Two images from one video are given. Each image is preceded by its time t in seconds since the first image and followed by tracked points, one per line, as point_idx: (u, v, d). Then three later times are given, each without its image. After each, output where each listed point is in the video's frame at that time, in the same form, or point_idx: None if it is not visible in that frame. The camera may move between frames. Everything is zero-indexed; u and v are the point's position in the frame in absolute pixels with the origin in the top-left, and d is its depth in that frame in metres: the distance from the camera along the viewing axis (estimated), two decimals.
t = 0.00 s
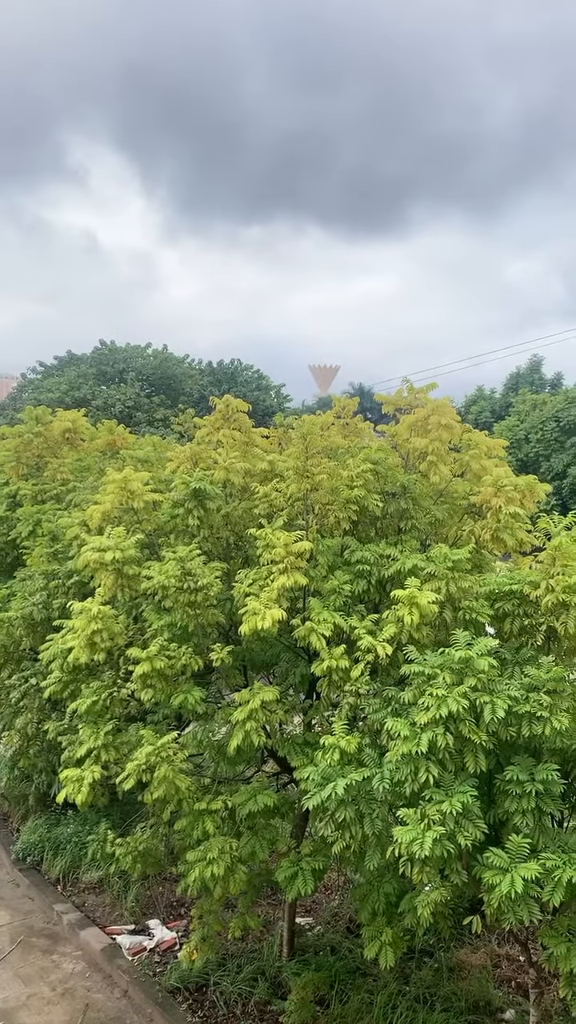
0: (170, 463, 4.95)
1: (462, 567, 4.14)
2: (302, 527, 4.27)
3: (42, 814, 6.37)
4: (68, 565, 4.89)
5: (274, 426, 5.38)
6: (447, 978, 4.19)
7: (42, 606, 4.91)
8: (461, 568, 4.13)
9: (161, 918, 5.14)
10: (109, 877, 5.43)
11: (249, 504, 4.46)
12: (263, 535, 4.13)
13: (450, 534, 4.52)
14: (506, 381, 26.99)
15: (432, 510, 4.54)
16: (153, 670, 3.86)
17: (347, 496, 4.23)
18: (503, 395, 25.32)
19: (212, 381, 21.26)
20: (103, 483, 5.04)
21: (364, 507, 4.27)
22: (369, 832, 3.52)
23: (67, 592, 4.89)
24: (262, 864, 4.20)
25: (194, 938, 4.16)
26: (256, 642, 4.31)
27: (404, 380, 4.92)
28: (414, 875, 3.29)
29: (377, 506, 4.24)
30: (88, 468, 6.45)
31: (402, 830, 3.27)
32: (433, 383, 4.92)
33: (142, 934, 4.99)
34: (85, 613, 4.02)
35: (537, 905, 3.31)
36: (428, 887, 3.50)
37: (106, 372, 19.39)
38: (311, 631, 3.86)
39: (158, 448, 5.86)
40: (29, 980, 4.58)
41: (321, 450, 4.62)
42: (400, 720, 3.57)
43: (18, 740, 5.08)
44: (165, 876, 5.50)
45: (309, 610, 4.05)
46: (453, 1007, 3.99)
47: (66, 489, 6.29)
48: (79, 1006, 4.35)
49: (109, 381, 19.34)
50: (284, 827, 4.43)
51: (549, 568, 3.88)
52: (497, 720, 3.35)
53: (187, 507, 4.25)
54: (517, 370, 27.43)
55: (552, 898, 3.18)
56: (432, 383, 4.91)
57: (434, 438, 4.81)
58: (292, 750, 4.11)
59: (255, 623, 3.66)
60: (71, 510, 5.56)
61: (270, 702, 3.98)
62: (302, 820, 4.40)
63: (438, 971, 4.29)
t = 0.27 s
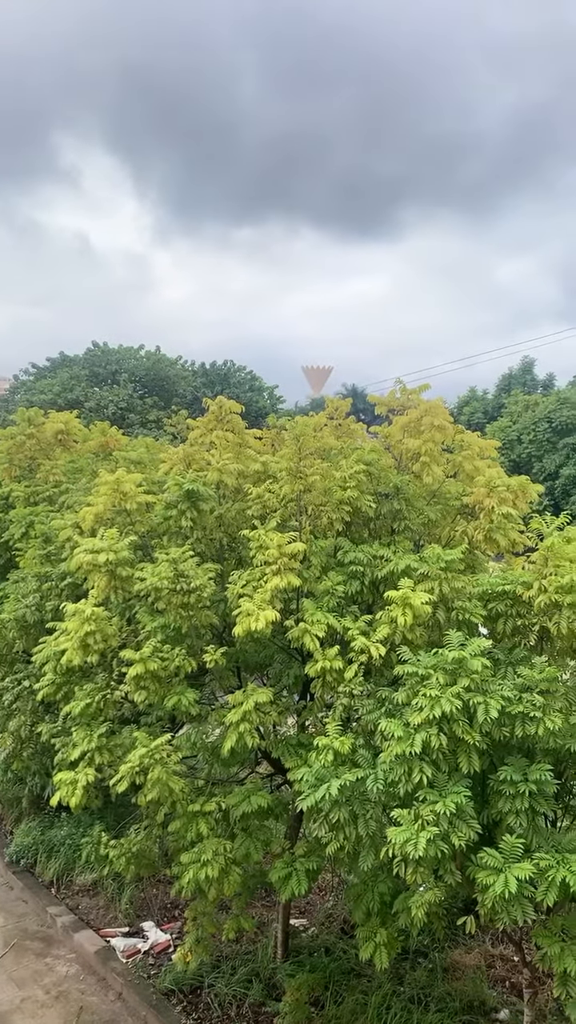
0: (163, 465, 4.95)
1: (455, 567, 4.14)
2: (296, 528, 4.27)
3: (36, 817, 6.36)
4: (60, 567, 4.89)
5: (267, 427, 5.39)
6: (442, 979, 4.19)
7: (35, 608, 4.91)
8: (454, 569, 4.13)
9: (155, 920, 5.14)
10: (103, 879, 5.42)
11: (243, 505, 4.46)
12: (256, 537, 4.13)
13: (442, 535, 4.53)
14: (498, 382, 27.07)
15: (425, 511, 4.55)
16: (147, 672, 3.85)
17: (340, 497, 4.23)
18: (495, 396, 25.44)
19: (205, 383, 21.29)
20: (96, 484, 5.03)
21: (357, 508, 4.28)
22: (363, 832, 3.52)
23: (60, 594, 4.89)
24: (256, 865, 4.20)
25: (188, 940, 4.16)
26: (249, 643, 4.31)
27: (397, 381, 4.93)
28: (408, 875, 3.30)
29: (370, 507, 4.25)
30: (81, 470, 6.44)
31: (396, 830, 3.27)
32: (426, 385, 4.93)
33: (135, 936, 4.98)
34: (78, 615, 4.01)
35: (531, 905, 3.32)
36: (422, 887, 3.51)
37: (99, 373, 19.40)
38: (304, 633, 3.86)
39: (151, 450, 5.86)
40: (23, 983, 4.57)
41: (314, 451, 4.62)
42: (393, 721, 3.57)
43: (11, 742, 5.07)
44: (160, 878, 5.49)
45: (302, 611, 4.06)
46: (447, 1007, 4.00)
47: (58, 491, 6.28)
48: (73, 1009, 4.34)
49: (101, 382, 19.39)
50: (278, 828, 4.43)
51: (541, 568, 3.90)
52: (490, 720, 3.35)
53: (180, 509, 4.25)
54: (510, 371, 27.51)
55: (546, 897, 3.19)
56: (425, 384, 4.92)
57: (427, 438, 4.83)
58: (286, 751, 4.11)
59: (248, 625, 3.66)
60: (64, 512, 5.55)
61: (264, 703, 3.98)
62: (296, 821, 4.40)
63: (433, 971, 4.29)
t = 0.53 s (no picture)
0: (155, 467, 4.94)
1: (447, 568, 4.15)
2: (288, 529, 4.27)
3: (28, 820, 6.34)
4: (52, 569, 4.87)
5: (258, 429, 5.39)
6: (435, 980, 4.20)
7: (26, 611, 4.89)
8: (446, 570, 4.14)
9: (148, 923, 5.13)
10: (96, 882, 5.41)
11: (234, 507, 4.46)
12: (248, 538, 4.13)
13: (434, 535, 4.54)
14: (490, 383, 27.19)
15: (417, 511, 4.56)
16: (139, 674, 3.85)
17: (332, 498, 4.23)
18: (486, 398, 25.55)
19: (197, 385, 21.30)
20: (87, 486, 5.02)
21: (349, 509, 4.28)
22: (356, 833, 3.52)
23: (52, 597, 4.88)
24: (249, 867, 4.20)
25: (181, 943, 4.15)
26: (242, 645, 4.31)
27: (388, 383, 4.94)
28: (402, 876, 3.30)
29: (362, 508, 4.26)
30: (72, 472, 6.43)
31: (389, 831, 3.27)
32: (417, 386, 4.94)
33: (128, 939, 4.97)
34: (70, 617, 4.01)
35: (524, 905, 3.32)
36: (415, 888, 3.51)
37: (90, 375, 19.38)
38: (297, 634, 3.86)
39: (143, 452, 5.85)
40: (16, 987, 4.55)
41: (306, 453, 4.63)
42: (386, 722, 3.57)
43: (3, 745, 5.06)
44: (152, 881, 5.49)
45: (295, 612, 4.06)
46: (441, 1008, 4.01)
47: (49, 493, 6.26)
48: (66, 1012, 4.33)
49: (93, 385, 19.37)
50: (271, 830, 4.43)
51: (532, 568, 3.91)
52: (483, 720, 3.36)
53: (172, 511, 4.24)
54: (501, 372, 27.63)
55: (539, 897, 3.20)
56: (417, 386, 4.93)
57: (418, 439, 4.84)
58: (279, 753, 4.11)
59: (241, 626, 3.66)
60: (55, 514, 5.54)
61: (257, 705, 3.98)
62: (289, 823, 4.40)
63: (426, 971, 4.30)
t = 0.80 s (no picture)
0: (145, 468, 4.93)
1: (437, 569, 4.16)
2: (278, 531, 4.27)
3: (18, 824, 6.32)
4: (41, 572, 4.86)
5: (248, 430, 5.39)
6: (427, 980, 4.20)
7: (16, 613, 4.88)
8: (436, 570, 4.15)
9: (139, 926, 5.13)
10: (87, 885, 5.40)
11: (225, 509, 4.46)
12: (239, 540, 4.12)
13: (424, 535, 4.55)
14: (479, 384, 27.32)
15: (407, 512, 4.57)
16: (129, 676, 3.84)
17: (322, 499, 4.24)
18: (476, 400, 25.69)
19: (187, 388, 21.31)
20: (77, 489, 5.01)
21: (339, 510, 4.29)
22: (347, 834, 3.53)
23: (42, 600, 4.87)
24: (241, 869, 4.20)
25: (173, 945, 4.14)
26: (233, 646, 4.31)
27: (378, 384, 4.96)
28: (393, 876, 3.30)
29: (352, 509, 4.27)
30: (62, 474, 6.41)
31: (381, 832, 3.27)
32: (407, 388, 4.95)
33: (120, 942, 4.96)
34: (60, 619, 4.00)
35: (515, 905, 3.33)
36: (406, 889, 3.51)
37: (80, 377, 19.35)
38: (287, 635, 3.86)
39: (133, 454, 5.84)
40: (7, 991, 4.53)
41: (296, 454, 4.63)
42: (376, 723, 3.57)
43: None
44: (144, 884, 5.49)
45: (285, 613, 4.06)
46: (433, 1008, 4.01)
47: (39, 495, 6.24)
48: (57, 1016, 4.31)
49: (82, 387, 19.34)
50: (263, 832, 4.43)
51: (522, 568, 3.93)
52: (473, 720, 3.37)
53: (162, 513, 4.24)
54: (491, 374, 27.73)
55: (529, 896, 3.20)
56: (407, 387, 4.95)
57: (408, 440, 4.86)
58: (270, 754, 4.10)
59: (231, 628, 3.66)
60: (45, 516, 5.53)
61: (247, 706, 3.97)
62: (281, 825, 4.40)
63: (418, 972, 4.30)
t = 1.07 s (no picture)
0: (134, 470, 4.93)
1: (427, 570, 4.16)
2: (268, 532, 4.27)
3: (7, 827, 6.29)
4: (30, 574, 4.84)
5: (238, 431, 5.39)
6: (417, 980, 4.21)
7: (5, 615, 4.86)
8: (426, 571, 4.15)
9: (129, 928, 5.13)
10: (77, 888, 5.40)
11: (214, 510, 4.46)
12: (228, 541, 4.12)
13: (414, 536, 4.56)
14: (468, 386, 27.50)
15: (396, 513, 4.59)
16: (119, 677, 3.83)
17: (312, 500, 4.24)
18: (464, 401, 25.88)
19: (176, 389, 21.33)
20: (66, 490, 5.00)
21: (329, 511, 4.30)
22: (337, 835, 3.53)
23: (30, 602, 4.86)
24: (231, 870, 4.19)
25: (163, 947, 4.13)
26: (223, 648, 4.30)
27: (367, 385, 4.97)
28: (383, 876, 3.30)
29: (341, 510, 4.28)
30: (50, 476, 6.40)
31: (370, 832, 3.27)
32: (396, 389, 4.96)
33: (110, 945, 4.95)
34: (49, 621, 3.98)
35: (504, 904, 3.34)
36: (396, 889, 3.52)
37: (69, 378, 19.29)
38: (277, 636, 3.86)
39: (122, 455, 5.83)
40: None
41: (286, 455, 4.64)
42: (366, 723, 3.57)
43: None
44: (134, 886, 5.50)
45: (275, 614, 4.06)
46: (423, 1008, 4.02)
47: (27, 497, 6.22)
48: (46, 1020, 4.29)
49: (71, 388, 19.29)
50: (253, 833, 4.42)
51: (511, 568, 3.94)
52: (462, 720, 3.37)
53: (151, 514, 4.23)
54: (479, 375, 27.85)
55: (519, 895, 3.21)
56: (396, 389, 4.96)
57: (397, 441, 4.88)
58: (260, 755, 4.10)
59: (221, 629, 3.66)
60: (33, 518, 5.51)
61: (237, 707, 3.97)
62: (271, 826, 4.40)
63: (409, 972, 4.31)
